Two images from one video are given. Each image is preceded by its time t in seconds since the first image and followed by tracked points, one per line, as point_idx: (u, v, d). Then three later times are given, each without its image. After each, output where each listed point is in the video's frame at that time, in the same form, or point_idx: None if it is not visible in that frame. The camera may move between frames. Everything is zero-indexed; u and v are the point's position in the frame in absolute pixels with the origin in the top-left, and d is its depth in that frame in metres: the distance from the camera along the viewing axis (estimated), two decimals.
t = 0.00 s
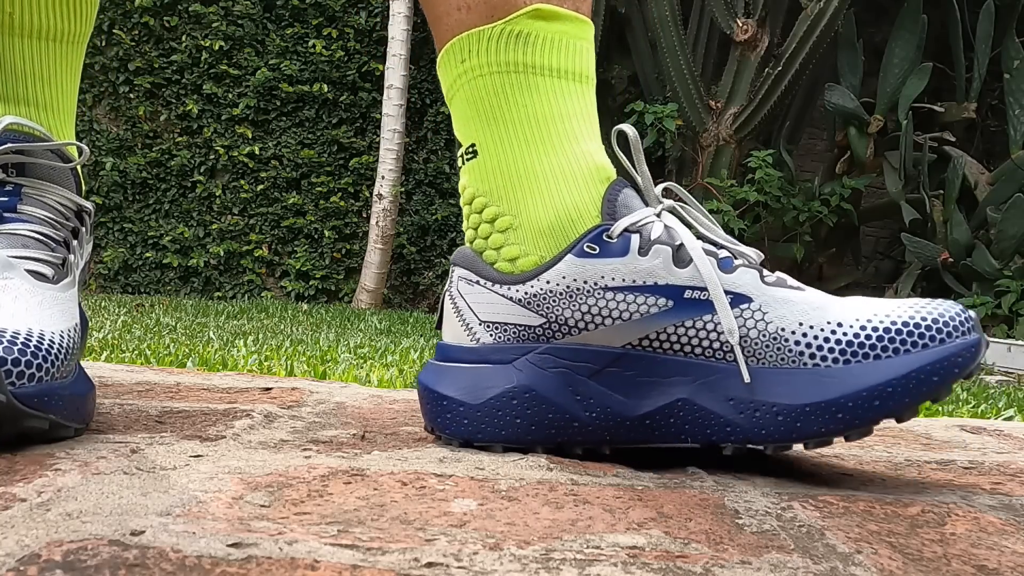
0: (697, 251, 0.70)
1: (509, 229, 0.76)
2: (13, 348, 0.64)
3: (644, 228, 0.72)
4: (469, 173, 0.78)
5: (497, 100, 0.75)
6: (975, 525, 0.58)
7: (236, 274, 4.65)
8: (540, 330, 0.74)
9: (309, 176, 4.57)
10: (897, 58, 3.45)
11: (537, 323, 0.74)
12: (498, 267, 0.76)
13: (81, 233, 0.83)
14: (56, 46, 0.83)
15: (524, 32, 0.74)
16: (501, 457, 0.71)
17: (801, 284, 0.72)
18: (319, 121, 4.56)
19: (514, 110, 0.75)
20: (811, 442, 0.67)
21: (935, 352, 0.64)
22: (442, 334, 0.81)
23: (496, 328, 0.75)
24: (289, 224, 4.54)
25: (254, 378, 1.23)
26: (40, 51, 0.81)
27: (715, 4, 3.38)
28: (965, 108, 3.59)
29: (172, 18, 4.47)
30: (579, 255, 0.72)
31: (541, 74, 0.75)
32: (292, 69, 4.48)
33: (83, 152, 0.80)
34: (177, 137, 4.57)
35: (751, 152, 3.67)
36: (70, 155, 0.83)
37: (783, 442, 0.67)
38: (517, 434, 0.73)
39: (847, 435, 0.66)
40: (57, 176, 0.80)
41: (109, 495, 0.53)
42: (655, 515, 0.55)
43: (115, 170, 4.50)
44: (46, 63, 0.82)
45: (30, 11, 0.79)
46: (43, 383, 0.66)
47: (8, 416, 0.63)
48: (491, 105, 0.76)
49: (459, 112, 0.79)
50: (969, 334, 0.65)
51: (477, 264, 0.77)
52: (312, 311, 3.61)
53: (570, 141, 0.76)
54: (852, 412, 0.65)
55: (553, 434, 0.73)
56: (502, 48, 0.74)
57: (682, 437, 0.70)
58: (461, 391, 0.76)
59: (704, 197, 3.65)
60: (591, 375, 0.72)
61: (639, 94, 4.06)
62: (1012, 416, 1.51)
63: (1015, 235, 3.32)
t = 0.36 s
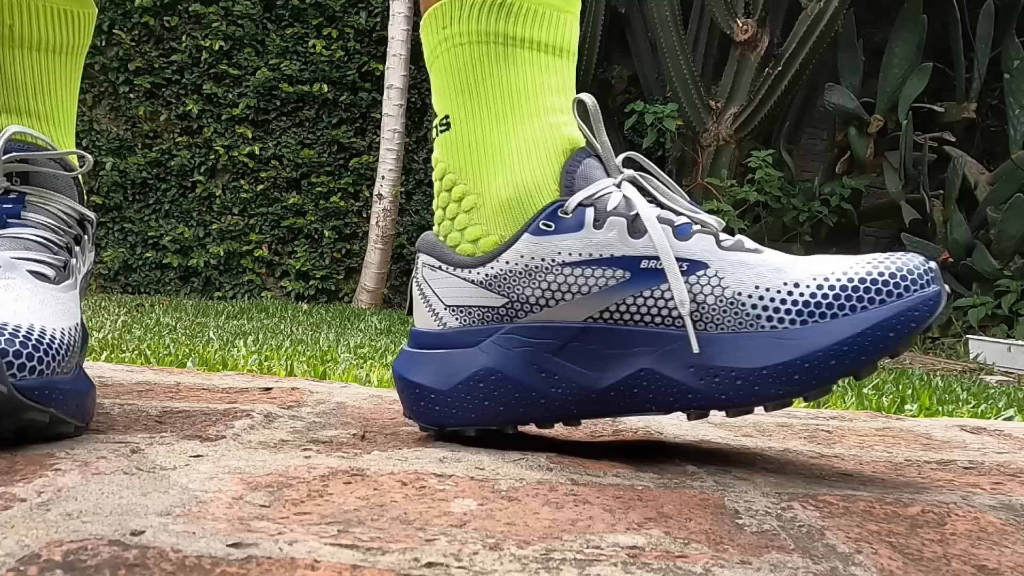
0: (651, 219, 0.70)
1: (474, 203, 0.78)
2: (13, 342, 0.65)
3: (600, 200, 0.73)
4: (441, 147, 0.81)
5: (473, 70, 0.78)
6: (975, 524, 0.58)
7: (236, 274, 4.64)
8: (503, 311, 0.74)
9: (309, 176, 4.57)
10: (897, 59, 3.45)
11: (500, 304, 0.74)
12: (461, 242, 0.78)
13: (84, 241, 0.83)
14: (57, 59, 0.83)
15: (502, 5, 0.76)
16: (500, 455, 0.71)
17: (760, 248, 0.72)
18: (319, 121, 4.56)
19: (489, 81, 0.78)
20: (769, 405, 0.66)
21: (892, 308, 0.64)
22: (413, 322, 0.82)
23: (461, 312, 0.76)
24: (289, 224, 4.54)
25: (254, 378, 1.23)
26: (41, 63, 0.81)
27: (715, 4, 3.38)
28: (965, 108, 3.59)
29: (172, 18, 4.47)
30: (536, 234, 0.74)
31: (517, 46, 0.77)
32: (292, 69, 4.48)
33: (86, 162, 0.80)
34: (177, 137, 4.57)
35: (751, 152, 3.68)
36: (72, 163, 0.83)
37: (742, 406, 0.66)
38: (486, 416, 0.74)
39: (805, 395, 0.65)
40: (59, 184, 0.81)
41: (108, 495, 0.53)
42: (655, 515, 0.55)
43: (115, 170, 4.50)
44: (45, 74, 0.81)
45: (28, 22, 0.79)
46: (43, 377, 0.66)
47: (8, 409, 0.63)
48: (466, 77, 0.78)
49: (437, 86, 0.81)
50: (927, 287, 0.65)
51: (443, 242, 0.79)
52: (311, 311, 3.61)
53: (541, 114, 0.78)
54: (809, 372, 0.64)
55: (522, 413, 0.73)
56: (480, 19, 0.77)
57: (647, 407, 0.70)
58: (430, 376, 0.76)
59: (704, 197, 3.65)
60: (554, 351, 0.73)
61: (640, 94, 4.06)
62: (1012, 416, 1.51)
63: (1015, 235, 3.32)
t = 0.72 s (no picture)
0: (619, 237, 0.71)
1: (457, 231, 0.79)
2: (14, 340, 0.64)
3: (572, 221, 0.74)
4: (433, 175, 0.83)
5: (458, 104, 0.79)
6: (975, 524, 0.58)
7: (236, 274, 4.64)
8: (483, 329, 0.76)
9: (308, 176, 4.57)
10: (897, 58, 3.46)
11: (480, 323, 0.76)
12: (446, 268, 0.79)
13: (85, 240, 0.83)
14: (66, 59, 0.83)
15: (484, 38, 0.76)
16: (503, 455, 0.71)
17: (732, 259, 0.72)
18: (319, 121, 4.56)
19: (474, 114, 0.78)
20: (735, 419, 0.66)
21: (859, 318, 0.63)
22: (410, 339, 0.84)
23: (447, 330, 0.78)
24: (289, 224, 4.54)
25: (254, 378, 1.23)
26: (51, 64, 0.81)
27: (715, 4, 3.38)
28: (965, 108, 3.59)
29: (172, 18, 4.47)
30: (509, 255, 0.75)
31: (501, 79, 0.78)
32: (292, 69, 4.48)
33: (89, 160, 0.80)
34: (177, 137, 4.57)
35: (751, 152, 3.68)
36: (75, 162, 0.83)
37: (709, 421, 0.66)
38: (465, 428, 0.75)
39: (770, 408, 0.65)
40: (62, 184, 0.80)
41: (108, 495, 0.53)
42: (655, 515, 0.55)
43: (115, 170, 4.50)
44: (53, 74, 0.81)
45: (36, 23, 0.79)
46: (44, 375, 0.66)
47: (9, 407, 0.63)
48: (452, 109, 0.79)
49: (428, 115, 0.83)
50: (900, 295, 0.63)
51: (431, 267, 0.81)
52: (311, 311, 3.61)
53: (525, 142, 0.78)
54: (772, 385, 0.64)
55: (498, 428, 0.74)
56: (464, 55, 0.77)
57: (619, 424, 0.71)
58: (413, 386, 0.78)
59: (704, 197, 3.65)
60: (531, 368, 0.74)
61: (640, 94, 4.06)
62: (1012, 416, 1.51)
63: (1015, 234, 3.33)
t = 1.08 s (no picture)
0: (629, 252, 0.71)
1: (469, 245, 0.79)
2: (13, 327, 0.65)
3: (584, 235, 0.74)
4: (446, 189, 0.82)
5: (473, 118, 0.79)
6: (975, 525, 0.58)
7: (236, 274, 4.64)
8: (490, 340, 0.76)
9: (309, 176, 4.57)
10: (897, 58, 3.46)
11: (487, 333, 0.76)
12: (456, 280, 0.79)
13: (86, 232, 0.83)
14: (81, 60, 0.83)
15: (503, 53, 0.76)
16: (500, 456, 0.71)
17: (742, 276, 0.72)
18: (319, 121, 4.56)
19: (488, 128, 0.78)
20: (740, 434, 0.66)
21: (866, 338, 0.63)
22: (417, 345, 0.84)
23: (454, 338, 0.78)
24: (289, 224, 4.54)
25: (253, 378, 1.23)
26: (65, 64, 0.81)
27: (715, 4, 3.38)
28: (965, 108, 3.59)
29: (172, 18, 4.47)
30: (520, 268, 0.75)
31: (517, 95, 0.77)
32: (292, 69, 4.48)
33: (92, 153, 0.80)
34: (177, 137, 4.57)
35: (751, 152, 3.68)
36: (80, 157, 0.83)
37: (713, 436, 0.67)
38: (465, 430, 0.75)
39: (775, 424, 0.65)
40: (63, 177, 0.80)
41: (109, 495, 0.53)
42: (655, 514, 0.55)
43: (115, 170, 4.50)
44: (66, 74, 0.81)
45: (52, 23, 0.79)
46: (44, 362, 0.66)
47: (9, 393, 0.63)
48: (467, 123, 0.79)
49: (444, 129, 0.83)
50: (908, 317, 0.63)
51: (441, 278, 0.81)
52: (312, 311, 3.61)
53: (538, 158, 0.78)
54: (776, 401, 0.64)
55: (499, 434, 0.74)
56: (480, 70, 0.77)
57: (621, 436, 0.71)
58: (419, 389, 0.77)
59: (704, 198, 3.66)
60: (537, 378, 0.74)
61: (640, 94, 4.06)
62: (1012, 416, 1.51)
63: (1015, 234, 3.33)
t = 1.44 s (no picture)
0: (625, 249, 0.71)
1: (464, 243, 0.79)
2: (12, 319, 0.65)
3: (580, 231, 0.74)
4: (440, 189, 0.82)
5: (465, 117, 0.79)
6: (975, 524, 0.58)
7: (236, 274, 4.64)
8: (489, 337, 0.76)
9: (309, 176, 4.57)
10: (897, 58, 3.46)
11: (485, 331, 0.76)
12: (452, 278, 0.79)
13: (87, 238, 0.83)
14: (75, 69, 0.82)
15: (494, 51, 0.76)
16: (501, 457, 0.71)
17: (738, 270, 0.72)
18: (319, 121, 4.56)
19: (481, 127, 0.78)
20: (739, 427, 0.66)
21: (862, 328, 0.63)
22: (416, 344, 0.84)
23: (453, 337, 0.78)
24: (289, 224, 4.55)
25: (254, 378, 1.23)
26: (59, 73, 0.81)
27: (715, 4, 3.38)
28: (965, 108, 3.59)
29: (172, 18, 4.47)
30: (516, 265, 0.75)
31: (509, 93, 0.77)
32: (292, 69, 4.49)
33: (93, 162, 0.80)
34: (177, 137, 4.57)
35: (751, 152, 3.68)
36: (79, 164, 0.83)
37: (713, 430, 0.67)
38: (465, 430, 0.75)
39: (775, 417, 0.65)
40: (65, 184, 0.81)
41: (109, 495, 0.53)
42: (655, 514, 0.55)
43: (115, 170, 4.50)
44: (60, 83, 0.81)
45: (46, 33, 0.79)
46: (43, 355, 0.66)
47: (8, 385, 0.63)
48: (460, 122, 0.79)
49: (435, 129, 0.82)
50: (905, 307, 0.63)
51: (437, 277, 0.80)
52: (312, 311, 3.61)
53: (533, 155, 0.78)
54: (775, 394, 0.64)
55: (498, 433, 0.74)
56: (473, 68, 0.77)
57: (620, 433, 0.71)
58: (418, 389, 0.77)
59: (704, 198, 3.66)
60: (535, 376, 0.74)
61: (640, 94, 4.06)
62: (1011, 416, 1.51)
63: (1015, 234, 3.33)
